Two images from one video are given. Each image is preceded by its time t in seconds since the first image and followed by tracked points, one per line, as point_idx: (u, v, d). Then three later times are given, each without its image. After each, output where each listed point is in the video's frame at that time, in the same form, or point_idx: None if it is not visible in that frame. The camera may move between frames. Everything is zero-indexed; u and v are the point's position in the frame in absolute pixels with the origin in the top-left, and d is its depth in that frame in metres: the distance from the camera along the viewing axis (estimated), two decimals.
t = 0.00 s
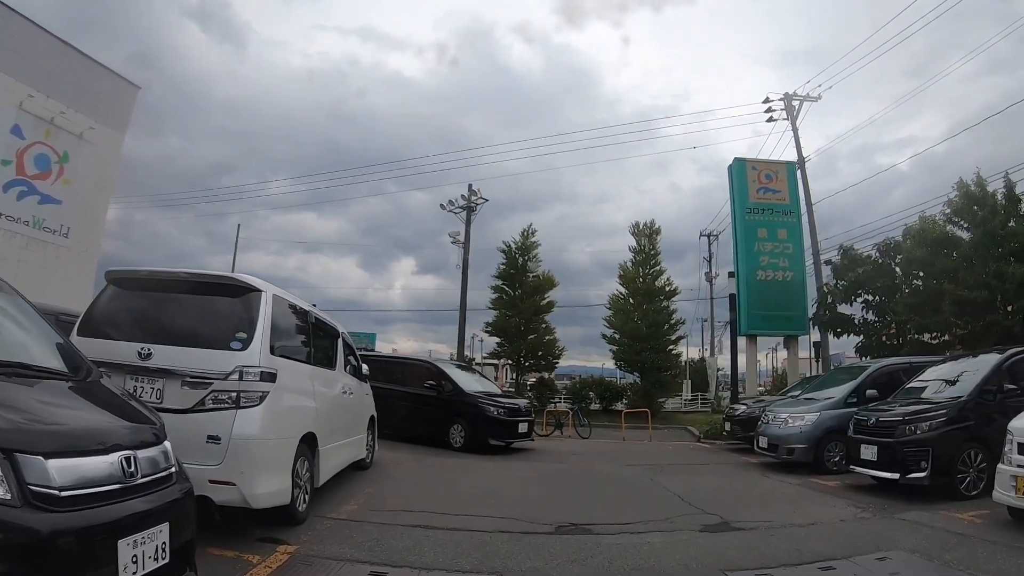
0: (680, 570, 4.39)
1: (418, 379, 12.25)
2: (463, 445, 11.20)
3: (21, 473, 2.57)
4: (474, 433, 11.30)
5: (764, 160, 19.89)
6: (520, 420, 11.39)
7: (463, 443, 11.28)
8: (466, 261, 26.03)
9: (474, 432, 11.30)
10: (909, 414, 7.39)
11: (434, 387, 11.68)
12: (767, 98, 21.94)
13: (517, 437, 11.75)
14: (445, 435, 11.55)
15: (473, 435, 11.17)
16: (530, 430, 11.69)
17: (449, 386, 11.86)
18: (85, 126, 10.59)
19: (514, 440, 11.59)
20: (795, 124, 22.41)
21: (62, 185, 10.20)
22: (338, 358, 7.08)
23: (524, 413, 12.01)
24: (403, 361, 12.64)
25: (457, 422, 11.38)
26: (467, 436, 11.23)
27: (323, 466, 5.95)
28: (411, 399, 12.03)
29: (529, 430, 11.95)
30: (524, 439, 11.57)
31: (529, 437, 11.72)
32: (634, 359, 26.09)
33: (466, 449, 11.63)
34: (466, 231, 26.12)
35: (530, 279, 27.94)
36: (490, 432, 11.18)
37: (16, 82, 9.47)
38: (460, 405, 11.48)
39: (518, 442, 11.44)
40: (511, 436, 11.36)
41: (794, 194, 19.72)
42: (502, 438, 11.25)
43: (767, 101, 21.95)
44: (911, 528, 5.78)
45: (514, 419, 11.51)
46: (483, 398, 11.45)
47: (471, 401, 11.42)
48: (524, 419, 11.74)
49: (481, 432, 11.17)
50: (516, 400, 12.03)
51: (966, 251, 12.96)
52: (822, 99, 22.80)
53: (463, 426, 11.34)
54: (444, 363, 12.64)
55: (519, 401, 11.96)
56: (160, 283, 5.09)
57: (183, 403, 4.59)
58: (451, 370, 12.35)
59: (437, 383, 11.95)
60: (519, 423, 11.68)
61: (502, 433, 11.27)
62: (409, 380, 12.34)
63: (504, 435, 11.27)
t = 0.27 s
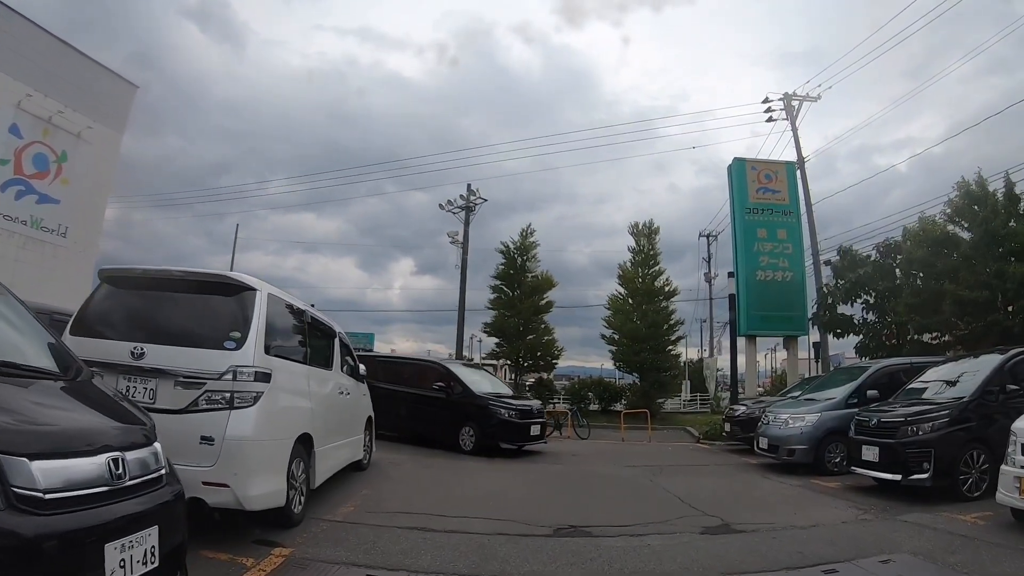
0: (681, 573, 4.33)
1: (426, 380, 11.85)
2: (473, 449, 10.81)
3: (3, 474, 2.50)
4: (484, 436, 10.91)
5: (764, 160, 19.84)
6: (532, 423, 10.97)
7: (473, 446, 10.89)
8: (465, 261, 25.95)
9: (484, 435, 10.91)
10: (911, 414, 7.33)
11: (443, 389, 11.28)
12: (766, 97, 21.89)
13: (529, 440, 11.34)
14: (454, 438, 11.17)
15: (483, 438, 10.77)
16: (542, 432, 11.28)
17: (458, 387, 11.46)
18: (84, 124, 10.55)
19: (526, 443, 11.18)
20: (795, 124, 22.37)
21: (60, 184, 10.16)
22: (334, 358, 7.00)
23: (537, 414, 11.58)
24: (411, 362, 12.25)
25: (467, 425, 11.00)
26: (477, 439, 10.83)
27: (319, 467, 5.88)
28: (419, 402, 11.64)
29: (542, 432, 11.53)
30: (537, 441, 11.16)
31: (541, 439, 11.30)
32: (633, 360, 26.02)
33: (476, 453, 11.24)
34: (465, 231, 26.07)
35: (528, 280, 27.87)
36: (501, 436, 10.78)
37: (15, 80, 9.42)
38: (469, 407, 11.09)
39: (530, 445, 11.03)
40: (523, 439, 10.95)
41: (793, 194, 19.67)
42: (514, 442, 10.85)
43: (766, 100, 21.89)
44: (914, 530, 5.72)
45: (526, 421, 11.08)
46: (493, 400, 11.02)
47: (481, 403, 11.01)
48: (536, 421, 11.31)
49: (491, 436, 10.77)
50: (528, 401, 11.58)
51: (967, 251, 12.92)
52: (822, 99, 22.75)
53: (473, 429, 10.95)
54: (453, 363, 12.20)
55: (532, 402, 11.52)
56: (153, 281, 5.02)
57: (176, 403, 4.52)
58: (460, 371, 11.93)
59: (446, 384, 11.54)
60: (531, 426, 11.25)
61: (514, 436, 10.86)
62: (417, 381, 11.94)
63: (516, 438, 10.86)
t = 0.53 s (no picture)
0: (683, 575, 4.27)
1: (435, 381, 11.49)
2: (483, 452, 10.43)
3: None
4: (495, 438, 10.53)
5: (763, 160, 19.79)
6: (545, 426, 10.56)
7: (483, 450, 10.51)
8: (464, 261, 25.88)
9: (494, 438, 10.52)
10: (914, 415, 7.27)
11: (452, 390, 10.91)
12: (766, 97, 21.85)
13: (542, 443, 10.92)
14: (464, 441, 10.81)
15: (494, 441, 10.39)
16: (556, 435, 10.86)
17: (468, 388, 11.08)
18: (84, 124, 10.51)
19: (539, 446, 10.76)
20: (794, 123, 22.34)
21: (60, 184, 10.11)
22: (331, 358, 6.91)
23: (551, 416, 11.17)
24: (420, 362, 11.89)
25: (477, 428, 10.63)
26: (487, 442, 10.45)
27: (315, 468, 5.81)
28: (428, 403, 11.29)
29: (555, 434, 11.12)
30: (550, 444, 10.75)
31: (555, 442, 10.88)
32: (632, 360, 25.95)
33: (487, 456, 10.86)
34: (464, 231, 26.01)
35: (528, 280, 27.80)
36: (512, 439, 10.38)
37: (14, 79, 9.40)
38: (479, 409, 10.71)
39: (543, 448, 10.62)
40: (535, 443, 10.54)
41: (793, 194, 19.62)
42: (526, 445, 10.45)
43: (766, 99, 21.84)
44: (916, 532, 5.66)
45: (539, 424, 10.66)
46: (505, 401, 10.62)
47: (492, 404, 10.63)
48: (549, 423, 10.89)
49: (502, 439, 10.39)
50: (541, 402, 11.16)
51: (968, 250, 12.88)
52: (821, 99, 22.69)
53: (483, 432, 10.57)
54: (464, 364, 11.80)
55: (545, 403, 11.09)
56: (145, 280, 4.94)
57: (168, 404, 4.45)
58: (471, 372, 11.54)
59: (456, 385, 11.15)
60: (544, 428, 10.83)
61: (526, 440, 10.45)
62: (427, 382, 11.58)
63: (528, 441, 10.45)
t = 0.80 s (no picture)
0: None
1: (447, 382, 11.25)
2: (495, 455, 10.17)
3: None
4: (506, 441, 10.25)
5: (763, 159, 19.74)
6: (559, 428, 10.25)
7: (495, 452, 10.22)
8: (463, 262, 25.81)
9: (506, 440, 10.24)
10: (916, 415, 7.21)
11: (464, 391, 10.66)
12: (765, 96, 21.80)
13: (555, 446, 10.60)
14: (475, 443, 10.55)
15: (505, 444, 10.13)
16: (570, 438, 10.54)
17: (479, 390, 10.81)
18: (82, 124, 10.48)
19: (552, 449, 10.45)
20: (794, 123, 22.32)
21: (58, 185, 10.04)
22: (327, 358, 6.83)
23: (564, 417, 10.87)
24: (431, 363, 11.67)
25: (489, 431, 10.37)
26: (499, 445, 10.18)
27: (311, 470, 5.73)
28: (439, 405, 11.06)
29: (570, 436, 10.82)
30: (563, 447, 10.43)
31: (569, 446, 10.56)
32: (632, 360, 25.88)
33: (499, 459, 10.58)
34: (463, 231, 25.94)
35: (526, 280, 27.74)
36: (524, 442, 10.08)
37: (12, 79, 9.37)
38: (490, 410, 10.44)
39: (556, 451, 10.31)
40: (548, 446, 10.23)
41: (792, 194, 19.57)
42: (539, 447, 10.17)
43: (765, 99, 21.79)
44: (919, 533, 5.60)
45: (552, 427, 10.34)
46: (517, 403, 10.34)
47: (504, 406, 10.35)
48: (563, 425, 10.57)
49: (514, 441, 10.11)
50: (555, 404, 10.86)
51: (968, 249, 12.83)
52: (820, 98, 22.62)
53: (495, 435, 10.30)
54: (476, 365, 11.55)
55: (559, 405, 10.77)
56: (138, 279, 4.86)
57: (160, 404, 4.38)
58: (483, 372, 11.27)
59: (468, 386, 10.90)
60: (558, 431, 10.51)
61: (538, 443, 10.16)
62: (439, 383, 11.35)
63: (540, 444, 10.15)
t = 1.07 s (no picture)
0: None
1: (458, 383, 10.95)
2: (505, 459, 9.79)
3: None
4: (518, 444, 9.89)
5: (762, 159, 19.69)
6: (572, 430, 9.87)
7: (505, 456, 9.87)
8: (461, 262, 25.73)
9: (517, 443, 9.88)
10: (918, 415, 7.15)
11: (474, 392, 10.35)
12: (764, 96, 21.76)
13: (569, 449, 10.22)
14: (486, 446, 10.22)
15: (516, 447, 9.75)
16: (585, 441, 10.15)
17: (491, 391, 10.48)
18: (79, 125, 10.44)
19: (566, 452, 10.06)
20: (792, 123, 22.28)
21: (56, 185, 9.99)
22: (324, 359, 6.75)
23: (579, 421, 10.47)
24: (442, 364, 11.38)
25: (499, 433, 10.02)
26: (509, 448, 9.80)
27: (308, 472, 5.67)
28: (450, 407, 10.77)
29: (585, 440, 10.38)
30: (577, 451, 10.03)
31: (583, 449, 10.17)
32: (631, 361, 25.82)
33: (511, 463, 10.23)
34: (462, 232, 25.88)
35: (525, 280, 27.68)
36: (536, 445, 9.71)
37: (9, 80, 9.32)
38: (501, 412, 10.10)
39: (570, 455, 9.92)
40: (561, 449, 9.83)
41: (792, 193, 19.52)
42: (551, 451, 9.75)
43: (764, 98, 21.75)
44: (922, 534, 5.54)
45: (565, 429, 9.96)
46: (529, 404, 9.98)
47: (515, 407, 10.00)
48: (577, 428, 10.18)
49: (526, 444, 9.74)
50: (569, 405, 10.47)
51: (969, 249, 12.78)
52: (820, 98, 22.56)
53: (506, 438, 9.95)
54: (488, 365, 11.21)
55: (573, 406, 10.38)
56: (131, 278, 4.78)
57: (154, 405, 4.31)
58: (494, 373, 10.94)
59: (479, 388, 10.58)
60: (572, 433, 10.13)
61: (551, 446, 9.77)
62: (450, 385, 11.06)
63: (553, 447, 9.76)
